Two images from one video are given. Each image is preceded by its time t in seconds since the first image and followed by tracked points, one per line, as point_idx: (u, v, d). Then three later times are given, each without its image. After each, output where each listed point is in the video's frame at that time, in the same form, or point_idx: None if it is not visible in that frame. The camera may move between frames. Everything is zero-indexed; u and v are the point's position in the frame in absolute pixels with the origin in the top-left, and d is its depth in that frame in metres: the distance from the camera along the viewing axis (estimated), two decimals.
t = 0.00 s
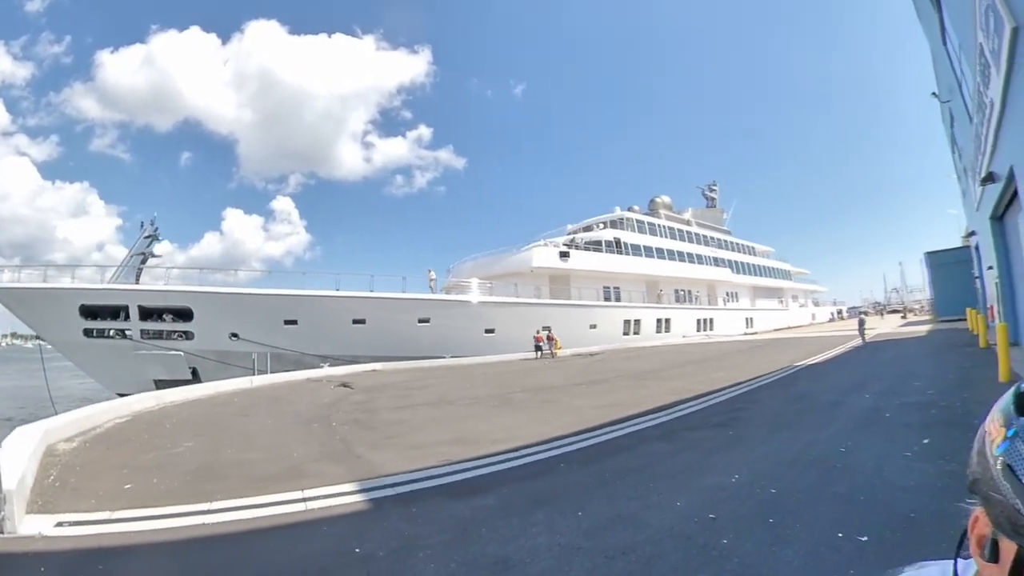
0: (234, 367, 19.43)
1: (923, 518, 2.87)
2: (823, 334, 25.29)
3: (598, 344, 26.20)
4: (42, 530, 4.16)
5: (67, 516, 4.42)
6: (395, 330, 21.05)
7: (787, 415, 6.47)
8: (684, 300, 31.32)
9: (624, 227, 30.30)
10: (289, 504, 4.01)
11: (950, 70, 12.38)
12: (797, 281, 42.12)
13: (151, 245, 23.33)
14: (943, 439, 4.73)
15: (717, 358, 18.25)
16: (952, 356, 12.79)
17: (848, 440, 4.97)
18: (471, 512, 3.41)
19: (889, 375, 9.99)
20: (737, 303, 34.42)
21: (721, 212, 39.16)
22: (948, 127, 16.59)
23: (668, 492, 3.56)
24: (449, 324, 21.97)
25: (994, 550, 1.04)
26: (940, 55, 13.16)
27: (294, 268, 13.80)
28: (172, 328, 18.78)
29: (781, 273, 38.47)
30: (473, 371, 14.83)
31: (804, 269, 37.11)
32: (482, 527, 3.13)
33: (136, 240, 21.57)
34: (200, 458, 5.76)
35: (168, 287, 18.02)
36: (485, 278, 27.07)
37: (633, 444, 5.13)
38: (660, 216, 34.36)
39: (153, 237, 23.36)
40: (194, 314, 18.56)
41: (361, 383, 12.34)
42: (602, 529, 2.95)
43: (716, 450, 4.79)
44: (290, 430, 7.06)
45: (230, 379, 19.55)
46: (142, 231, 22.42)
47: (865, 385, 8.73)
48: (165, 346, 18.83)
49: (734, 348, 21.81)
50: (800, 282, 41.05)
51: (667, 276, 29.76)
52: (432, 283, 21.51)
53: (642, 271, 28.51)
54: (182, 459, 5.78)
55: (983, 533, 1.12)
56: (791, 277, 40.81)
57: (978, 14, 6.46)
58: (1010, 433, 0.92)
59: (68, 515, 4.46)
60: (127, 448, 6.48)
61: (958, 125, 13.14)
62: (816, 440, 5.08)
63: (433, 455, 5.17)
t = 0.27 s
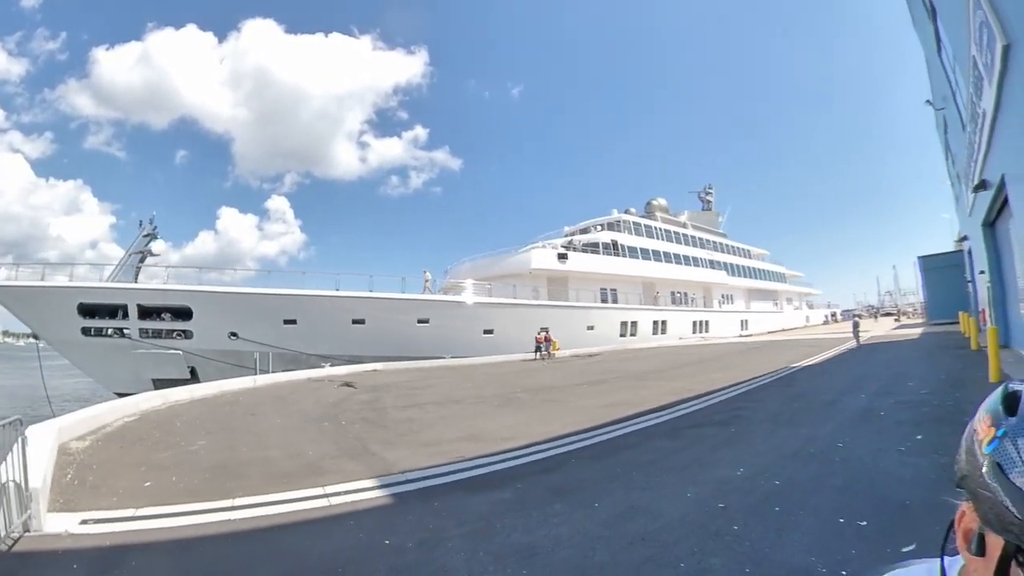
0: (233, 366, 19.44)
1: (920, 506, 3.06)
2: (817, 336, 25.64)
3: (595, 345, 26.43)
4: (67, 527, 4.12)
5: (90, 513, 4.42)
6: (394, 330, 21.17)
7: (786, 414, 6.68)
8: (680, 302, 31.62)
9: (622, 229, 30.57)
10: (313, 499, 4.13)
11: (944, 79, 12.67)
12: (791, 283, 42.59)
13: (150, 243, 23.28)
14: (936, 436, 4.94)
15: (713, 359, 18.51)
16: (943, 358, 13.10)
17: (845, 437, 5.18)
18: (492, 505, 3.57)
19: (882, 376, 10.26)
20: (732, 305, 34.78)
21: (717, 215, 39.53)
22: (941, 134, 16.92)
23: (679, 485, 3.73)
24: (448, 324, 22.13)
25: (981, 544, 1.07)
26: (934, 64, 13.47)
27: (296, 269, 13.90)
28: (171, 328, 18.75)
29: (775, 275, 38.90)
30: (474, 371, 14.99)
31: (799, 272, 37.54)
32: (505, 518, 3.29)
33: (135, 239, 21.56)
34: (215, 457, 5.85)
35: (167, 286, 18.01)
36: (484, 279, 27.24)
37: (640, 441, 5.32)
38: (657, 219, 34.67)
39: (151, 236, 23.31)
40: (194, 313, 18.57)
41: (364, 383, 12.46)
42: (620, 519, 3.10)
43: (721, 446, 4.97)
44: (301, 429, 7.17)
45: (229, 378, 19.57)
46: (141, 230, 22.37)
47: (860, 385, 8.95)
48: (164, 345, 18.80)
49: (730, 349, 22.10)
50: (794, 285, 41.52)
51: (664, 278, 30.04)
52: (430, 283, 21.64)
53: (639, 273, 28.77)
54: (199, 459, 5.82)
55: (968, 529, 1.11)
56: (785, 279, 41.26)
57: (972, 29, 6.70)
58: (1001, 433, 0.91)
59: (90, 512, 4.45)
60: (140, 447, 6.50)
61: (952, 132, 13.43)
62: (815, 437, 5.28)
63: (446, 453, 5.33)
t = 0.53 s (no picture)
0: (231, 365, 19.43)
1: (914, 494, 3.23)
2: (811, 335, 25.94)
3: (592, 344, 26.61)
4: (86, 526, 4.20)
5: (108, 513, 4.48)
6: (393, 329, 21.23)
7: (783, 410, 6.87)
8: (676, 301, 31.86)
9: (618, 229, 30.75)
10: (329, 495, 4.25)
11: (937, 82, 12.90)
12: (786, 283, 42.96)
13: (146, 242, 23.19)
14: (929, 429, 5.12)
15: (709, 358, 18.71)
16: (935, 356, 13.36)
17: (841, 431, 5.36)
18: (506, 497, 3.71)
19: (876, 373, 10.48)
20: (727, 305, 35.09)
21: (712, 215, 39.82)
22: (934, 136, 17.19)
23: (684, 477, 3.88)
24: (446, 323, 22.23)
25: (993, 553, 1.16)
26: (928, 67, 13.71)
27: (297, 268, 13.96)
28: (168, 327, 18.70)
29: (770, 275, 39.25)
30: (474, 370, 15.11)
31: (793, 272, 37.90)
32: (519, 509, 3.43)
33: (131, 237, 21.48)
34: (226, 456, 5.94)
35: (165, 285, 17.98)
36: (481, 278, 27.34)
37: (643, 436, 5.47)
38: (652, 218, 34.89)
39: (148, 235, 23.22)
40: (191, 312, 18.53)
41: (365, 382, 12.55)
42: (631, 509, 3.25)
43: (721, 442, 5.14)
44: (308, 427, 7.27)
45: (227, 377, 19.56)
46: (137, 228, 22.29)
47: (854, 383, 9.16)
48: (161, 345, 18.75)
49: (726, 348, 22.33)
50: (789, 284, 41.90)
51: (660, 277, 30.25)
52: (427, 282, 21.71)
53: (636, 273, 28.97)
54: (211, 457, 5.90)
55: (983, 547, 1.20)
56: (779, 279, 41.63)
57: (966, 36, 6.89)
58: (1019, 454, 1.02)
59: (108, 512, 4.51)
60: (149, 446, 6.58)
61: (945, 135, 13.67)
62: (813, 431, 5.46)
63: (454, 449, 5.46)
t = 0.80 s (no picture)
0: (227, 365, 19.41)
1: (905, 485, 3.42)
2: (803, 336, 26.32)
3: (587, 344, 26.83)
4: (104, 525, 4.20)
5: (124, 511, 4.50)
6: (390, 329, 21.31)
7: (778, 408, 7.07)
8: (670, 302, 32.16)
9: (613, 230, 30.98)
10: (344, 491, 4.38)
11: (930, 88, 13.19)
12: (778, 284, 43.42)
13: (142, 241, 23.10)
14: (919, 426, 5.33)
15: (703, 358, 18.97)
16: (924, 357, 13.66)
17: (835, 428, 5.56)
18: (517, 491, 3.87)
19: (866, 373, 10.74)
20: (720, 305, 35.46)
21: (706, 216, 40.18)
22: (925, 141, 17.54)
23: (687, 472, 4.05)
24: (443, 323, 22.34)
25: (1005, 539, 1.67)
26: (920, 73, 14.01)
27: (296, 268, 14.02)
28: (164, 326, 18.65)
29: (763, 276, 39.68)
30: (471, 369, 15.26)
31: (785, 274, 38.27)
32: (531, 503, 3.58)
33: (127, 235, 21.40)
34: (235, 454, 6.03)
35: (162, 284, 17.93)
36: (477, 278, 27.46)
37: (645, 434, 5.64)
38: (647, 219, 35.17)
39: (144, 233, 23.12)
40: (188, 311, 18.50)
41: (365, 381, 12.65)
42: (639, 501, 3.42)
43: (720, 438, 5.32)
44: (313, 425, 7.38)
45: (223, 376, 19.55)
46: (133, 226, 22.20)
47: (846, 382, 9.39)
48: (157, 344, 18.70)
49: (719, 348, 22.62)
50: (781, 286, 42.35)
51: (655, 278, 30.52)
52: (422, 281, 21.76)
53: (630, 273, 29.22)
54: (220, 456, 5.98)
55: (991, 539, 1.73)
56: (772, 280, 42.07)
57: (957, 47, 7.13)
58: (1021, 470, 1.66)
59: (124, 509, 4.56)
60: (157, 445, 6.64)
61: (937, 140, 13.98)
62: (808, 428, 5.65)
63: (461, 446, 5.60)
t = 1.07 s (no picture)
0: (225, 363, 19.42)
1: (898, 479, 3.58)
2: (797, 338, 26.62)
3: (584, 344, 27.01)
4: (120, 522, 4.28)
5: (138, 508, 4.59)
6: (388, 328, 21.39)
7: (775, 408, 7.24)
8: (665, 303, 32.41)
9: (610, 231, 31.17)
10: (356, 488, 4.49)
11: (924, 95, 13.44)
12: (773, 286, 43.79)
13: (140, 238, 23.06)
14: (912, 425, 5.51)
15: (699, 358, 19.20)
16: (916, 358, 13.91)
17: (831, 427, 5.73)
18: (526, 487, 3.99)
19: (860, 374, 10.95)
20: (715, 307, 35.75)
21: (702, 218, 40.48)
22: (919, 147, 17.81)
23: (690, 469, 4.19)
24: (441, 323, 22.44)
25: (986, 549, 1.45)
26: (915, 80, 14.26)
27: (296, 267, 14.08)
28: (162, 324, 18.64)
29: (757, 278, 40.02)
30: (470, 369, 15.38)
31: (780, 276, 38.63)
32: (540, 497, 3.71)
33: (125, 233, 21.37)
34: (243, 452, 6.11)
35: (160, 282, 17.93)
36: (475, 278, 27.56)
37: (646, 432, 5.78)
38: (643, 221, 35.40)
39: (142, 231, 23.09)
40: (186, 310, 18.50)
41: (365, 380, 12.74)
42: (645, 495, 3.55)
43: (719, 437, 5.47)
44: (318, 424, 7.48)
45: (220, 375, 19.56)
46: (131, 224, 22.17)
47: (841, 383, 9.58)
48: (154, 342, 18.68)
49: (714, 349, 22.89)
50: (776, 288, 42.72)
51: (651, 279, 30.75)
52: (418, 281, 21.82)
53: (627, 274, 29.43)
54: (228, 454, 6.06)
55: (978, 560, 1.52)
56: (767, 282, 42.43)
57: (952, 57, 7.32)
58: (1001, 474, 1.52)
59: (137, 506, 4.64)
60: (164, 444, 6.70)
61: (932, 145, 14.22)
62: (804, 427, 5.81)
63: (467, 444, 5.73)
